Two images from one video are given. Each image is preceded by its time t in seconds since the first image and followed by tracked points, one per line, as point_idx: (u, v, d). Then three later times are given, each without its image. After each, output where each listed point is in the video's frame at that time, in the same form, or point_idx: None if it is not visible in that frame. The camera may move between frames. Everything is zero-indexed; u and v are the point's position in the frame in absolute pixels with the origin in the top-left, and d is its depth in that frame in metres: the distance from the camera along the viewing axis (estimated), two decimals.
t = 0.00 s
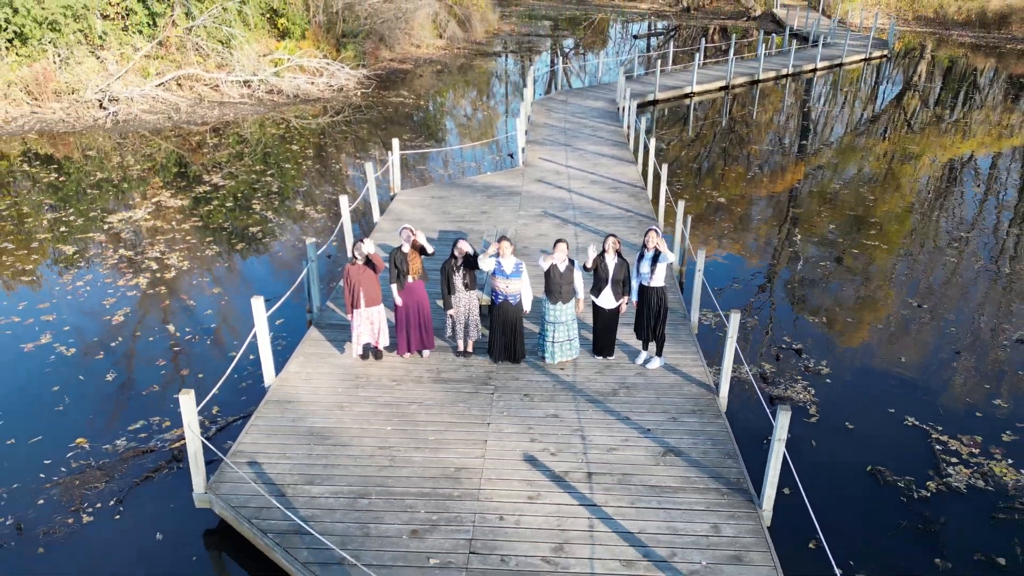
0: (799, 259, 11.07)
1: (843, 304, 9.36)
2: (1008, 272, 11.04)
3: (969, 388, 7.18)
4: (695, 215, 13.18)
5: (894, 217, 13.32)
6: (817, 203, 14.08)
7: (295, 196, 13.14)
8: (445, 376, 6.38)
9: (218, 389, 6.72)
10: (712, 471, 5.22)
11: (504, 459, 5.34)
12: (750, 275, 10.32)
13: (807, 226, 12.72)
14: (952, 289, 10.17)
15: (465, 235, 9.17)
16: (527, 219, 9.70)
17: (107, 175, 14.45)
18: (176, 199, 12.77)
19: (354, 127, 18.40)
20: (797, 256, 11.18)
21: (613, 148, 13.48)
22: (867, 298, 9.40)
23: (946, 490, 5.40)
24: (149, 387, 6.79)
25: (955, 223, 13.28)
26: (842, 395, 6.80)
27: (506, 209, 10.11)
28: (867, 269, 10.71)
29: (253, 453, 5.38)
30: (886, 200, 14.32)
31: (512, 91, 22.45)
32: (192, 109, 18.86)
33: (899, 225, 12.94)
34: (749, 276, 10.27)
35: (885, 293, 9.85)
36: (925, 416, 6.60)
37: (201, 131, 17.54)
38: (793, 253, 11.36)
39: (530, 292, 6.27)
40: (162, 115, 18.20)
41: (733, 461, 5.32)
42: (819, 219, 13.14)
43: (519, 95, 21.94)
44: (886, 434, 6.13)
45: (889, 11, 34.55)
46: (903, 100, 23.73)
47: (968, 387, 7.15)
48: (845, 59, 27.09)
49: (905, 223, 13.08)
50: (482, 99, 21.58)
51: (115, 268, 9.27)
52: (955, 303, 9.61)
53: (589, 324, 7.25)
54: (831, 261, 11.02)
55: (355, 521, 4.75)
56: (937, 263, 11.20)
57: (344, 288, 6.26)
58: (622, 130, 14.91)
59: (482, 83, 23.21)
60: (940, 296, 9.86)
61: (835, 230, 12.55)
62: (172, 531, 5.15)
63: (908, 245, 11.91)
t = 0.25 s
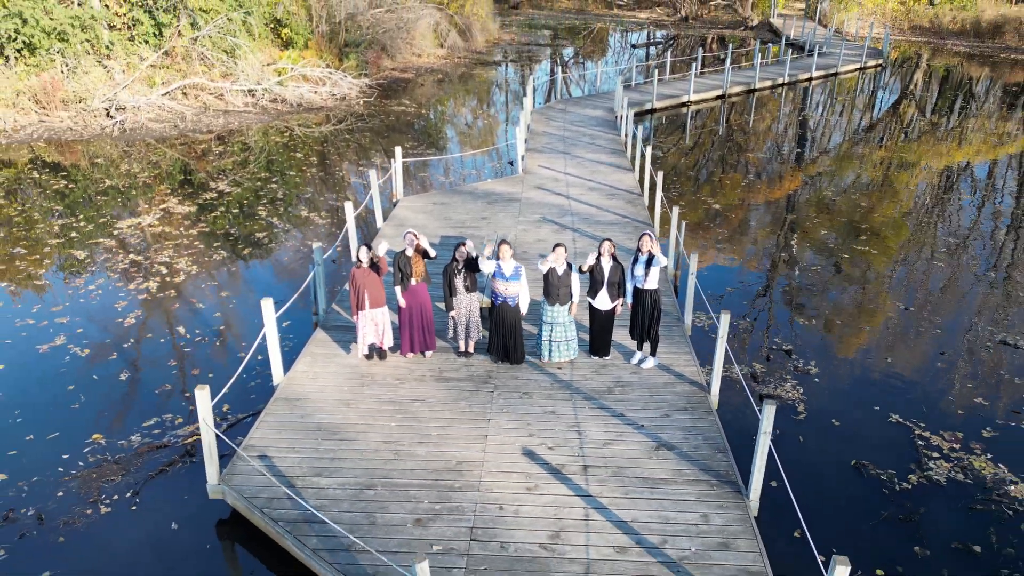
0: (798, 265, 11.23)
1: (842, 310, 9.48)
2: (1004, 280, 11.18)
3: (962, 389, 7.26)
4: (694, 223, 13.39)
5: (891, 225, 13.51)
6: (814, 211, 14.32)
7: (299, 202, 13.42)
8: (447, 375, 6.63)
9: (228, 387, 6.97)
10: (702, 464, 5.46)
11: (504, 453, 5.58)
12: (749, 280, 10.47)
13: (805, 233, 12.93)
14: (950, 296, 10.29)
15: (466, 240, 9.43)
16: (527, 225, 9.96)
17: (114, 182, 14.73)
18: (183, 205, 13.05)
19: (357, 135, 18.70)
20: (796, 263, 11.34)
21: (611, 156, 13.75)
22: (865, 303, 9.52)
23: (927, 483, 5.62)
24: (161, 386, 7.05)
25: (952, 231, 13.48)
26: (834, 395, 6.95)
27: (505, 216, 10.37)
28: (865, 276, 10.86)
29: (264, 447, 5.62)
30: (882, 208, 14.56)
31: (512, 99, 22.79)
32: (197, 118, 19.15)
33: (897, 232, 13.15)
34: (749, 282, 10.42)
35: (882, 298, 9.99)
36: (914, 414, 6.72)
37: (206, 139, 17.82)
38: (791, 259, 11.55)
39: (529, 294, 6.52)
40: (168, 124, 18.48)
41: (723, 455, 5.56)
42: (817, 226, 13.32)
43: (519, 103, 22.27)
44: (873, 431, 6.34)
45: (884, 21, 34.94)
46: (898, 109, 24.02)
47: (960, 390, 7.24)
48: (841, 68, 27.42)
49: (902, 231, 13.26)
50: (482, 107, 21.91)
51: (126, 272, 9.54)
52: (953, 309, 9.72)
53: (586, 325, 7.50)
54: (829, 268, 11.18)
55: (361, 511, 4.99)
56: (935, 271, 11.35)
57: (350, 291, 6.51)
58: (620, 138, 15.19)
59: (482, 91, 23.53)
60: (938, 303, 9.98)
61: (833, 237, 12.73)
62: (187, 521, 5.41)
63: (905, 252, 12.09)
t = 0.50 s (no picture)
0: (797, 273, 11.39)
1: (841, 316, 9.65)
2: (1002, 287, 11.32)
3: (949, 387, 7.42)
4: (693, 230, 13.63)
5: (888, 233, 13.71)
6: (812, 219, 14.56)
7: (304, 210, 13.71)
8: (449, 375, 6.89)
9: (237, 387, 7.24)
10: (693, 458, 5.70)
11: (503, 448, 5.83)
12: (748, 287, 10.67)
13: (803, 240, 13.15)
14: (948, 302, 10.42)
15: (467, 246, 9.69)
16: (526, 231, 10.23)
17: (122, 190, 15.03)
18: (191, 213, 13.34)
19: (359, 144, 19.00)
20: (794, 270, 11.54)
21: (609, 164, 14.04)
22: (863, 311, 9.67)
23: (909, 477, 5.87)
24: (173, 386, 7.31)
25: (950, 239, 13.67)
26: (820, 393, 7.17)
27: (505, 222, 10.64)
28: (863, 283, 11.04)
29: (274, 443, 5.88)
30: (879, 216, 14.80)
31: (512, 108, 23.14)
32: (203, 127, 19.46)
33: (894, 240, 13.37)
34: (748, 289, 10.63)
35: (881, 305, 10.11)
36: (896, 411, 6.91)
37: (211, 148, 18.13)
38: (790, 267, 11.73)
39: (527, 297, 6.77)
40: (175, 133, 18.77)
41: (713, 450, 5.80)
42: (816, 234, 13.54)
43: (519, 112, 22.59)
44: (858, 429, 6.58)
45: (881, 31, 35.34)
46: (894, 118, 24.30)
47: (949, 389, 7.40)
48: (836, 78, 27.77)
49: (899, 239, 13.47)
50: (483, 116, 22.26)
51: (136, 278, 9.82)
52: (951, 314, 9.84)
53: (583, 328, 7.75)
54: (827, 275, 11.37)
55: (367, 502, 5.24)
56: (932, 279, 11.51)
57: (355, 294, 6.77)
58: (618, 146, 15.49)
59: (483, 101, 23.86)
60: (936, 309, 10.11)
61: (831, 245, 12.95)
62: (201, 513, 5.67)
63: (903, 260, 12.28)
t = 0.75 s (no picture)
0: (796, 280, 11.65)
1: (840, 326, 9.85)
2: (1000, 293, 11.50)
3: (939, 388, 7.63)
4: (693, 237, 13.91)
5: (885, 241, 13.93)
6: (810, 226, 14.82)
7: (308, 217, 14.00)
8: (451, 375, 7.15)
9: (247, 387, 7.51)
10: (685, 453, 5.96)
11: (502, 444, 6.08)
12: (746, 294, 10.92)
13: (801, 248, 13.40)
14: (945, 308, 10.59)
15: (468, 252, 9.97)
16: (525, 237, 10.52)
17: (129, 197, 15.32)
18: (197, 220, 13.63)
19: (362, 152, 19.32)
20: (792, 277, 11.78)
21: (607, 172, 14.35)
22: (861, 318, 9.93)
23: (891, 471, 6.13)
24: (185, 385, 7.58)
25: (947, 246, 13.90)
26: (810, 394, 7.42)
27: (505, 229, 10.93)
28: (860, 290, 11.25)
29: (283, 439, 6.13)
30: (875, 223, 15.07)
31: (512, 116, 23.50)
32: (208, 135, 19.76)
33: (891, 247, 13.62)
34: (746, 295, 10.88)
35: (879, 311, 10.35)
36: (883, 411, 7.14)
37: (216, 156, 18.43)
38: (788, 273, 11.98)
39: (526, 299, 7.04)
40: (181, 141, 19.07)
41: (704, 445, 6.06)
42: (813, 241, 13.79)
43: (519, 120, 22.94)
44: (844, 427, 6.82)
45: (876, 40, 35.80)
46: (890, 127, 24.62)
47: (938, 390, 7.60)
48: (831, 87, 28.13)
49: (896, 246, 13.70)
50: (483, 124, 22.62)
51: (146, 282, 10.11)
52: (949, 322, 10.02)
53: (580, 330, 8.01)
54: (825, 281, 11.60)
55: (374, 494, 5.49)
56: (931, 285, 11.70)
57: (361, 296, 7.04)
58: (616, 155, 15.80)
59: (483, 109, 24.22)
60: (934, 315, 10.28)
61: (828, 252, 13.19)
62: (214, 506, 5.93)
63: (900, 266, 12.51)
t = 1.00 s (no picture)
0: (793, 285, 11.96)
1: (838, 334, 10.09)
2: (997, 298, 11.70)
3: (927, 386, 7.86)
4: (692, 243, 14.19)
5: (882, 247, 14.22)
6: (808, 232, 15.12)
7: (312, 222, 14.30)
8: (453, 373, 7.42)
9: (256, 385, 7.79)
10: (677, 448, 6.23)
11: (502, 438, 6.34)
12: (744, 301, 11.18)
13: (799, 254, 13.69)
14: (942, 313, 10.86)
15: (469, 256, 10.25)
16: (525, 242, 10.80)
17: (137, 203, 15.62)
18: (205, 225, 13.93)
19: (364, 159, 19.65)
20: (790, 283, 12.07)
21: (605, 178, 14.65)
22: (858, 326, 10.27)
23: (874, 465, 6.40)
24: (196, 384, 7.86)
25: (943, 252, 14.17)
26: (800, 393, 7.66)
27: (505, 233, 11.21)
28: (858, 296, 11.49)
29: (292, 434, 6.40)
30: (872, 229, 15.36)
31: (513, 123, 23.84)
32: (213, 142, 20.08)
33: (889, 252, 13.92)
34: (745, 302, 11.14)
35: (876, 317, 10.63)
36: (869, 408, 7.39)
37: (221, 163, 18.74)
38: (786, 279, 12.27)
39: (525, 301, 7.31)
40: (187, 148, 19.38)
41: (696, 440, 6.33)
42: (810, 248, 14.05)
43: (519, 127, 23.26)
44: (832, 424, 7.08)
45: (872, 48, 36.20)
46: (886, 134, 24.92)
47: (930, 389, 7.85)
48: (827, 94, 28.47)
49: (893, 252, 13.95)
50: (483, 131, 22.96)
51: (156, 285, 10.40)
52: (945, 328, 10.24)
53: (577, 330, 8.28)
54: (823, 287, 11.86)
55: (380, 485, 5.75)
56: (928, 291, 11.91)
57: (366, 298, 7.31)
58: (614, 161, 16.11)
59: (483, 117, 24.55)
60: (931, 322, 10.49)
61: (826, 258, 13.44)
62: (226, 497, 6.19)
63: (897, 272, 12.78)
